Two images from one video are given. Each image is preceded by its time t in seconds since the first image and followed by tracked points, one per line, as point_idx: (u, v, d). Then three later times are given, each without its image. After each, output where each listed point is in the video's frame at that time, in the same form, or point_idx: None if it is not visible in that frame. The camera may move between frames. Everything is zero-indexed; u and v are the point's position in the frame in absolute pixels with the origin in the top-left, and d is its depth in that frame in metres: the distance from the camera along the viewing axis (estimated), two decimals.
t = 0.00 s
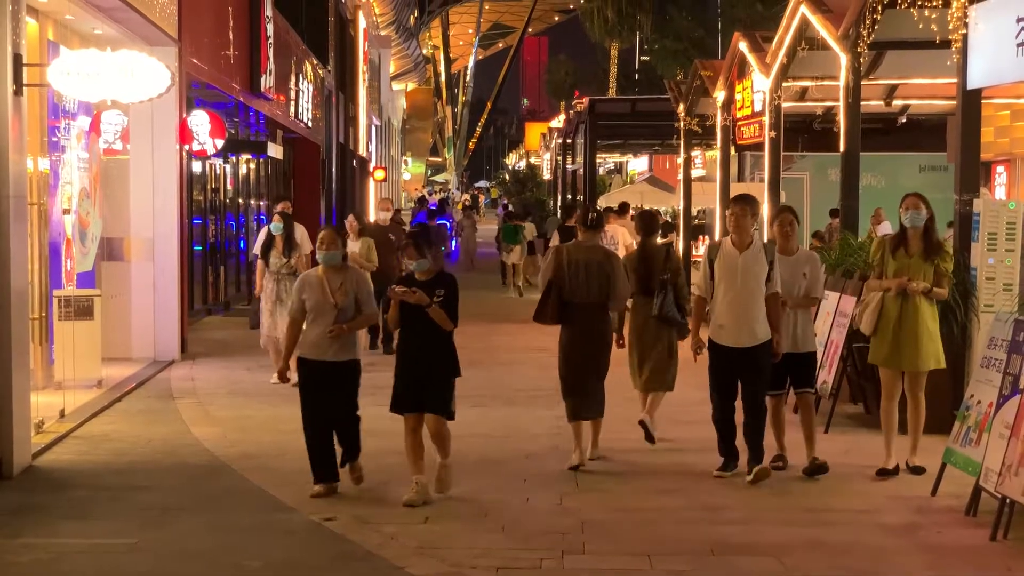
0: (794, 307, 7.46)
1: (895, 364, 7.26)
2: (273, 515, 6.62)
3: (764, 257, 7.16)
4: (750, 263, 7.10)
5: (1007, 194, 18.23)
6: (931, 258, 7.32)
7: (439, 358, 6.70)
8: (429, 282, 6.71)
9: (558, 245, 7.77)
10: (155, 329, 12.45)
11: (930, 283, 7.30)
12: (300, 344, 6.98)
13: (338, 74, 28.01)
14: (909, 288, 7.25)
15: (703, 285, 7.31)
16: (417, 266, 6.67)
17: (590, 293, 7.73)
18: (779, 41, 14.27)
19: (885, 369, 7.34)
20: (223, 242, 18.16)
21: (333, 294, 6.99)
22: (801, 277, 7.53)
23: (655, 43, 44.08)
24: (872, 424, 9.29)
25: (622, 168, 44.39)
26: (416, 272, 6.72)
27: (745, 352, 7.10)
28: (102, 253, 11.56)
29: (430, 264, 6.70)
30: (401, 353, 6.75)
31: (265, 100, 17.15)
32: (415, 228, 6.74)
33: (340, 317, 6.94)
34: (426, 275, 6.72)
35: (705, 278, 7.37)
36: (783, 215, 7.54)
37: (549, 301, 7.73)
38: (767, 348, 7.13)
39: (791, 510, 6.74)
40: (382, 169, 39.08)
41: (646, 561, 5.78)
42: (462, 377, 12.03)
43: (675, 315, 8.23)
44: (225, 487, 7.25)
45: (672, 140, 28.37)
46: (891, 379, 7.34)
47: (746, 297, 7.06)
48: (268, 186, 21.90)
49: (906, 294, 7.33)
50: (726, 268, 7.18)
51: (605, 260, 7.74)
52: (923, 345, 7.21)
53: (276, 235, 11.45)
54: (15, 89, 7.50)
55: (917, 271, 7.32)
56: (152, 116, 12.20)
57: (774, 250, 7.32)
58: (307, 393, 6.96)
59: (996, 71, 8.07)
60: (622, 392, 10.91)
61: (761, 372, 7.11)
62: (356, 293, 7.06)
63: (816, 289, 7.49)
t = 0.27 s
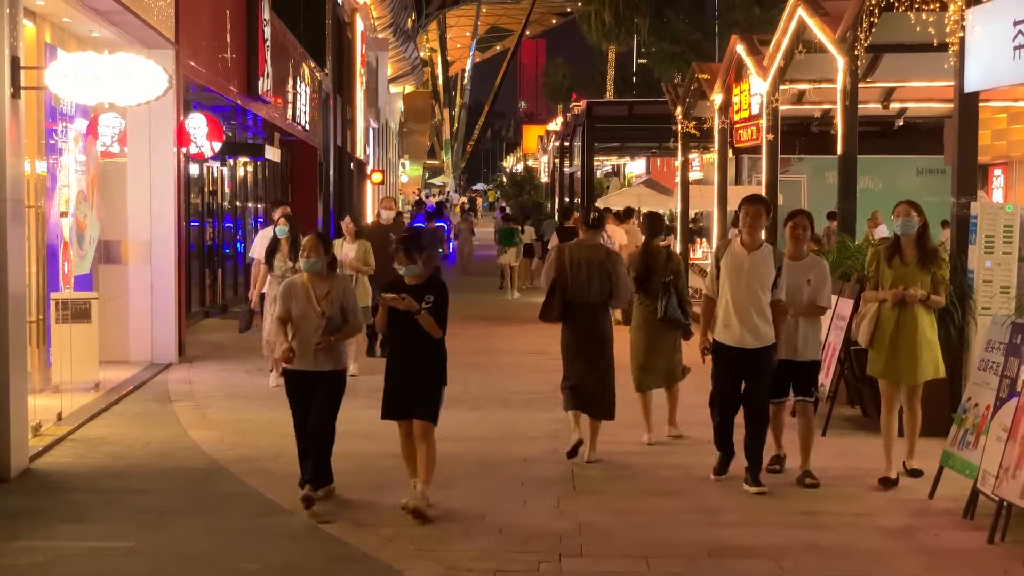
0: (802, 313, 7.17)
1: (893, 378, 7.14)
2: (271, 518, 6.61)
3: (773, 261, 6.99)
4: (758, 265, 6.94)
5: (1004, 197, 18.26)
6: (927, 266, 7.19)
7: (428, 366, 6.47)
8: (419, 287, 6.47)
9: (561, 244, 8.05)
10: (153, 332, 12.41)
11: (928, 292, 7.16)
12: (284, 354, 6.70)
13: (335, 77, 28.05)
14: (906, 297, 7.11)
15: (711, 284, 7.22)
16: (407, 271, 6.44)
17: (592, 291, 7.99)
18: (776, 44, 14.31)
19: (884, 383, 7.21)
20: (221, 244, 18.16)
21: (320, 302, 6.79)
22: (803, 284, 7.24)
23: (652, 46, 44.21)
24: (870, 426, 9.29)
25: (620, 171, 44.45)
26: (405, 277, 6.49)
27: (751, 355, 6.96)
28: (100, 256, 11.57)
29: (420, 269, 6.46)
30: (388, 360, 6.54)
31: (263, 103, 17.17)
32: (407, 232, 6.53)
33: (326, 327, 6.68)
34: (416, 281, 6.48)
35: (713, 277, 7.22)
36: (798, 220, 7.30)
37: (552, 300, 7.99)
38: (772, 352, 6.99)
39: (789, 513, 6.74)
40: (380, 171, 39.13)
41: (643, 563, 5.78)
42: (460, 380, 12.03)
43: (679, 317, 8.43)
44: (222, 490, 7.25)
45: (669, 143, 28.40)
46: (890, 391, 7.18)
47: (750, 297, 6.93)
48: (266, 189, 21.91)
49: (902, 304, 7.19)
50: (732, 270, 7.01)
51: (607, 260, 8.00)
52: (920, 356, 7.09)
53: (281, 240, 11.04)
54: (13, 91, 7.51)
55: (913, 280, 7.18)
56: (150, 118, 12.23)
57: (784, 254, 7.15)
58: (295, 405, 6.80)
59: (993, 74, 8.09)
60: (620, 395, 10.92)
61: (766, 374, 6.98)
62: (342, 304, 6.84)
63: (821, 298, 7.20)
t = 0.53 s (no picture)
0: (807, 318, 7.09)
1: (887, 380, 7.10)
2: (270, 520, 6.60)
3: (778, 263, 6.93)
4: (763, 267, 6.86)
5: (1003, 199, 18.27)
6: (919, 265, 7.17)
7: (421, 369, 6.43)
8: (414, 290, 6.41)
9: (559, 249, 8.05)
10: (152, 334, 12.43)
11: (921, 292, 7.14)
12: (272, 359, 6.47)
13: (334, 79, 28.04)
14: (899, 296, 7.07)
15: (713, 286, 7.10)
16: (404, 273, 6.38)
17: (590, 294, 7.98)
18: (775, 46, 14.32)
19: (877, 386, 7.18)
20: (220, 246, 18.15)
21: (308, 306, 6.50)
22: (815, 285, 7.13)
23: (651, 48, 44.25)
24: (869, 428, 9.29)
25: (619, 173, 44.47)
26: (402, 279, 6.43)
27: (752, 359, 6.89)
28: (100, 258, 11.56)
29: (417, 273, 6.41)
30: (381, 362, 6.50)
31: (262, 105, 17.16)
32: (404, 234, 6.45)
33: (313, 333, 6.42)
34: (413, 284, 6.43)
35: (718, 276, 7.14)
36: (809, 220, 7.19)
37: (553, 305, 7.97)
38: (773, 357, 6.93)
39: (788, 515, 6.74)
40: (379, 173, 39.16)
41: (643, 565, 5.78)
42: (459, 382, 12.03)
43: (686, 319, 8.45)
44: (221, 492, 7.24)
45: (668, 145, 28.39)
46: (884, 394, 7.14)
47: (753, 300, 6.84)
48: (264, 191, 21.90)
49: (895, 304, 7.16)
50: (737, 270, 6.92)
51: (604, 262, 7.98)
52: (914, 356, 7.07)
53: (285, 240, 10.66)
54: (12, 93, 7.51)
55: (906, 279, 7.15)
56: (149, 120, 12.23)
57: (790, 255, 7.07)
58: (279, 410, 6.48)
59: (993, 76, 8.08)
60: (619, 397, 10.91)
61: (767, 377, 6.92)
62: (332, 309, 6.55)
63: (833, 298, 7.10)
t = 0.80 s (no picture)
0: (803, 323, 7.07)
1: (885, 383, 7.09)
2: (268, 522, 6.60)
3: (771, 269, 6.87)
4: (757, 274, 6.82)
5: (1001, 202, 18.28)
6: (912, 267, 7.19)
7: (416, 369, 6.41)
8: (406, 290, 6.39)
9: (551, 251, 8.22)
10: (150, 336, 12.43)
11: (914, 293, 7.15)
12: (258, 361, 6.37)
13: (332, 81, 28.00)
14: (894, 298, 7.09)
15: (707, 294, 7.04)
16: (394, 273, 6.33)
17: (582, 293, 8.15)
18: (774, 48, 14.32)
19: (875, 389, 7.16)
20: (218, 248, 18.13)
21: (292, 308, 6.36)
22: (819, 289, 7.17)
23: (650, 51, 43.67)
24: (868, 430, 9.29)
25: (617, 175, 44.46)
26: (393, 279, 6.39)
27: (745, 366, 6.85)
28: (98, 260, 11.56)
29: (408, 273, 6.37)
30: (373, 362, 6.46)
31: (260, 107, 17.15)
32: (395, 233, 6.42)
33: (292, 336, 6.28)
34: (404, 284, 6.39)
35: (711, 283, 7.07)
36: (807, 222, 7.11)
37: (545, 303, 8.12)
38: (769, 365, 6.88)
39: (787, 517, 6.74)
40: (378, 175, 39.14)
41: (640, 567, 5.78)
42: (458, 384, 12.01)
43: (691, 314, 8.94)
44: (219, 494, 7.24)
45: (667, 147, 28.40)
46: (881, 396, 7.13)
47: (747, 307, 6.79)
48: (263, 193, 21.87)
49: (890, 306, 7.17)
50: (731, 278, 6.87)
51: (594, 262, 8.17)
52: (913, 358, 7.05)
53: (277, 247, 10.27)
54: (10, 95, 7.50)
55: (900, 280, 7.17)
56: (146, 122, 12.22)
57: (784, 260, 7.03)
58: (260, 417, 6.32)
59: (991, 78, 8.08)
60: (618, 400, 10.92)
61: (764, 385, 6.88)
62: (317, 309, 6.39)
63: (834, 302, 7.12)
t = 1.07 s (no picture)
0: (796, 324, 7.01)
1: (883, 392, 7.01)
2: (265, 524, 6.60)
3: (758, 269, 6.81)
4: (744, 276, 6.76)
5: (999, 205, 18.31)
6: (912, 274, 7.08)
7: (404, 370, 6.39)
8: (395, 291, 6.40)
9: (548, 251, 8.38)
10: (148, 337, 12.41)
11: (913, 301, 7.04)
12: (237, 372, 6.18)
13: (330, 83, 28.01)
14: (891, 305, 7.00)
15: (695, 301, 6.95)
16: (383, 274, 6.36)
17: (578, 294, 8.31)
18: (771, 51, 14.34)
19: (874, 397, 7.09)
20: (216, 250, 18.11)
21: (270, 319, 6.18)
22: (812, 291, 7.07)
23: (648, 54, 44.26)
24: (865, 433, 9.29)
25: (615, 177, 44.50)
26: (382, 280, 6.41)
27: (736, 370, 6.74)
28: (96, 262, 11.55)
29: (396, 273, 6.40)
30: (361, 364, 6.43)
31: (258, 109, 17.15)
32: (382, 234, 6.43)
33: (271, 347, 6.10)
34: (393, 284, 6.41)
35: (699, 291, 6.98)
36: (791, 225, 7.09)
37: (541, 303, 8.29)
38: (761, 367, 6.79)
39: (785, 520, 6.74)
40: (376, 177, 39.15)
41: (638, 570, 5.77)
42: (456, 386, 12.01)
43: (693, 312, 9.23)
44: (217, 496, 7.23)
45: (664, 149, 28.42)
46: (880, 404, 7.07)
47: (737, 311, 6.73)
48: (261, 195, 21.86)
49: (889, 313, 7.08)
50: (718, 281, 6.81)
51: (590, 263, 8.32)
52: (910, 367, 6.96)
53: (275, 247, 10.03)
54: (7, 97, 7.49)
55: (899, 288, 7.06)
56: (144, 124, 12.22)
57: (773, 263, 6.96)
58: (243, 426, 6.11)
59: (989, 81, 8.09)
60: (615, 402, 10.92)
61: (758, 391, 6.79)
62: (297, 318, 6.22)
63: (827, 303, 7.04)
